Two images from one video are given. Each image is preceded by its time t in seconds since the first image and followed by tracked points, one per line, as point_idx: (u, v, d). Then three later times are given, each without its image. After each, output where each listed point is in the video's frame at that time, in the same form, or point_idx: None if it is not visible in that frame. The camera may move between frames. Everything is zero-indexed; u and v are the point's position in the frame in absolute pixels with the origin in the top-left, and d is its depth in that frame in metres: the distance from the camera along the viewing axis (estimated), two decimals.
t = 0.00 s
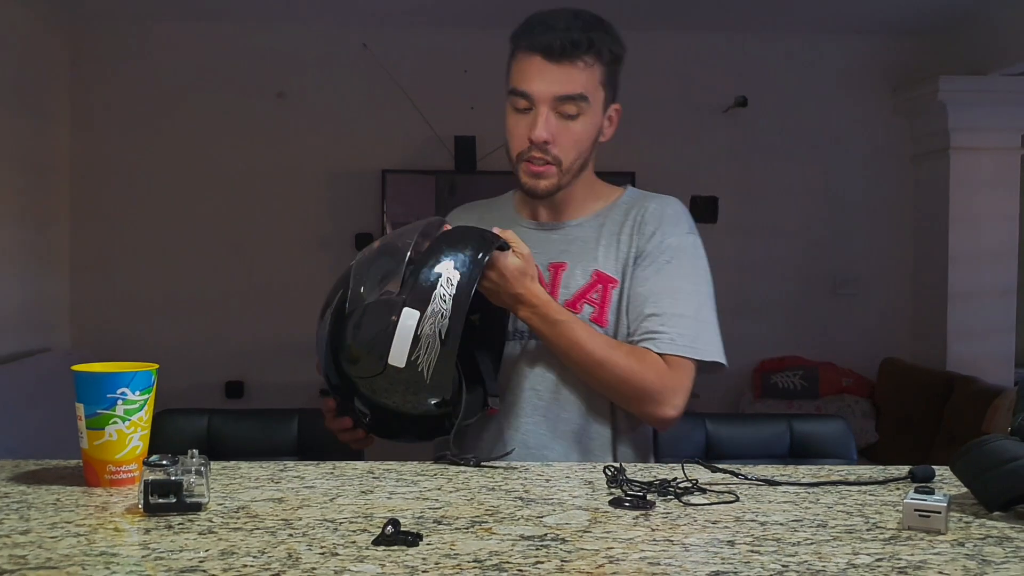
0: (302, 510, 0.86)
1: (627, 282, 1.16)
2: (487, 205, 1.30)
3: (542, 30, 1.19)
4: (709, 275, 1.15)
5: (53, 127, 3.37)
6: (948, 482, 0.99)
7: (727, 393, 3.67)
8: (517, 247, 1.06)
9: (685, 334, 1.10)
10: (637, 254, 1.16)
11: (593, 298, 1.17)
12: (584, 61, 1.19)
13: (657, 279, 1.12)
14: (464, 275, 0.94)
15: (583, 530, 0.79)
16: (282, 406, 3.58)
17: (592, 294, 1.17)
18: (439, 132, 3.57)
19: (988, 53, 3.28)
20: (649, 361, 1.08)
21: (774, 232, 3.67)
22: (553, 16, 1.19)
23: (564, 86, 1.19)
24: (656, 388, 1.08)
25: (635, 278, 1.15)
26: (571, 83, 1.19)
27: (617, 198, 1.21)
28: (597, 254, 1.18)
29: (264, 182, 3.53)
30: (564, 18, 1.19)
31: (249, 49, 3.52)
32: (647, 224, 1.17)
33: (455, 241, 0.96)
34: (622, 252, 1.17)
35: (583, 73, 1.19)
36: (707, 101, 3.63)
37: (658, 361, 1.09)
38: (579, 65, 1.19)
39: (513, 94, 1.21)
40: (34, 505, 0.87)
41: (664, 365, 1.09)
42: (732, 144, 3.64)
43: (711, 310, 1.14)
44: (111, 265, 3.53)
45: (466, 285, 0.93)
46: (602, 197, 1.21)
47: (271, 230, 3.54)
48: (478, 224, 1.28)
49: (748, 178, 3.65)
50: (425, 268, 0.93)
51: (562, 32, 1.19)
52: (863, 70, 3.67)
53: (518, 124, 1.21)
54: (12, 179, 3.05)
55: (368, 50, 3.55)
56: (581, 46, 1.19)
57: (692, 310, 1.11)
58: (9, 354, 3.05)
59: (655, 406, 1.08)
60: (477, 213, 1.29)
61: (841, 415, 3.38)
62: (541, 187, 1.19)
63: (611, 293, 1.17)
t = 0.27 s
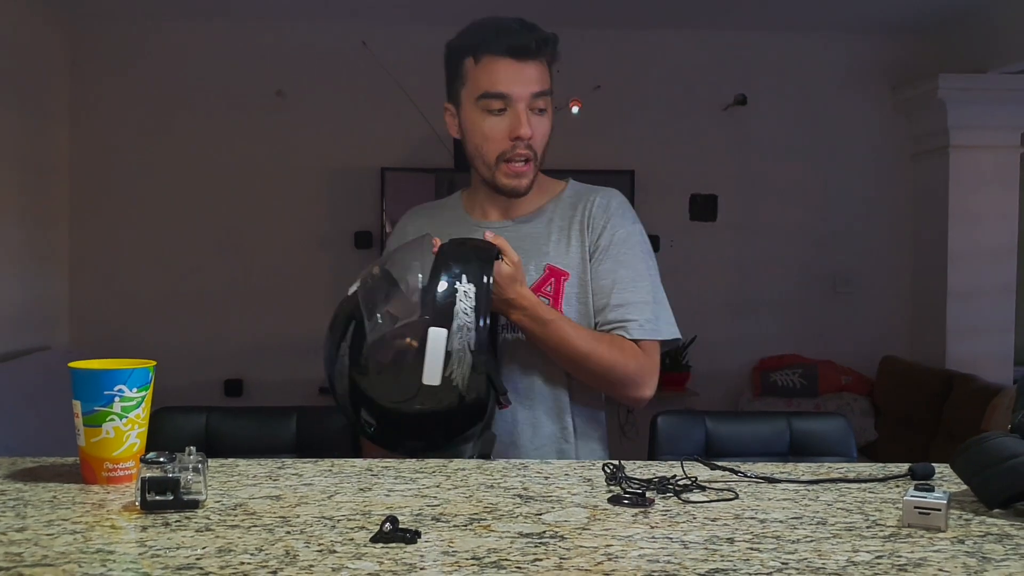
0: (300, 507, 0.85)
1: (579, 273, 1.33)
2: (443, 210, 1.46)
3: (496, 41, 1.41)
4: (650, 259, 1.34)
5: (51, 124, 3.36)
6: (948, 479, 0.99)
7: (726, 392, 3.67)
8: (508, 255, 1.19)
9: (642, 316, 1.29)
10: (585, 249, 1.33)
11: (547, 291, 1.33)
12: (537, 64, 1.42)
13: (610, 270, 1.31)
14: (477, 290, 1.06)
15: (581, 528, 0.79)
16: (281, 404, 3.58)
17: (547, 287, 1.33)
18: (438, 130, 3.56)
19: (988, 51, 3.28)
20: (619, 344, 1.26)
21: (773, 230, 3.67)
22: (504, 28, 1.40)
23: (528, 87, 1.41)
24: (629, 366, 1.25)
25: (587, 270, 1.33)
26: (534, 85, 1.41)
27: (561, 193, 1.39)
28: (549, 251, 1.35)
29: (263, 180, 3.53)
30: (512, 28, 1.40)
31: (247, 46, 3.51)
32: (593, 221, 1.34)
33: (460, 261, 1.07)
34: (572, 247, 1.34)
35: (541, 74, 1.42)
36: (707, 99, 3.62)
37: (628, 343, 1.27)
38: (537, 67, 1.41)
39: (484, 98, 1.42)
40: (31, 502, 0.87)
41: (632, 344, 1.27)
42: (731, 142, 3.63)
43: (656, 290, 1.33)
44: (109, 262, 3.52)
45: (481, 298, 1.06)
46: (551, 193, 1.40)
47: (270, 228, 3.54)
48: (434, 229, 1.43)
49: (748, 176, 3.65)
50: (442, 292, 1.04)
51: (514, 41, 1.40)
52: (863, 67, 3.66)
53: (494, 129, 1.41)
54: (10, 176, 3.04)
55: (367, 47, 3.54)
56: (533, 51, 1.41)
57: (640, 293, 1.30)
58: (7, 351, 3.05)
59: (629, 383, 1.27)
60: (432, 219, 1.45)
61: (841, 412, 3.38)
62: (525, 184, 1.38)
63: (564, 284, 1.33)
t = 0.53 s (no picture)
0: (302, 505, 0.85)
1: (568, 267, 1.35)
2: (423, 204, 1.43)
3: (492, 44, 1.46)
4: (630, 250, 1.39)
5: (52, 122, 3.36)
6: (949, 477, 0.99)
7: (726, 391, 3.68)
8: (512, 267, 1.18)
9: (632, 307, 1.32)
10: (573, 245, 1.35)
11: (540, 287, 1.33)
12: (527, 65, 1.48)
13: (599, 263, 1.34)
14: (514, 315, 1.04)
15: (583, 525, 0.79)
16: (281, 402, 3.58)
17: (540, 282, 1.34)
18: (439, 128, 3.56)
19: (989, 50, 3.27)
20: (615, 336, 1.29)
21: (774, 228, 3.67)
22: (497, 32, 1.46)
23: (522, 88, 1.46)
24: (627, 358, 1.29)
25: (575, 265, 1.35)
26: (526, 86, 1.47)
27: (540, 188, 1.41)
28: (537, 247, 1.35)
29: (264, 178, 3.52)
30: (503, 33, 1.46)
31: (248, 44, 3.51)
32: (578, 215, 1.36)
33: (489, 288, 1.05)
34: (560, 242, 1.35)
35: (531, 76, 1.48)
36: (707, 97, 3.62)
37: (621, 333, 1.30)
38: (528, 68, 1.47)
39: (484, 99, 1.46)
40: (32, 499, 0.87)
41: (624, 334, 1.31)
42: (732, 140, 3.63)
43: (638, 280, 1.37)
44: (110, 260, 3.52)
45: (520, 321, 1.05)
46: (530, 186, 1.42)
47: (271, 226, 3.54)
48: (414, 226, 1.41)
49: (748, 175, 3.64)
50: (481, 323, 1.02)
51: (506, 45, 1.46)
52: (863, 66, 3.66)
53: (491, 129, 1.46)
54: (11, 173, 3.04)
55: (368, 45, 3.54)
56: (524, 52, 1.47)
57: (626, 284, 1.34)
58: (8, 349, 3.05)
59: (628, 373, 1.31)
60: (411, 216, 1.42)
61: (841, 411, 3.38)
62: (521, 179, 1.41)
63: (555, 280, 1.34)
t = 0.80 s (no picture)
0: (303, 504, 0.85)
1: (583, 269, 1.36)
2: (438, 208, 1.42)
3: (493, 54, 1.46)
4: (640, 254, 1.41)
5: (53, 122, 3.37)
6: (949, 476, 0.99)
7: (726, 391, 3.68)
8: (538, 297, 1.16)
9: (644, 308, 1.35)
10: (589, 248, 1.36)
11: (556, 288, 1.33)
12: (529, 71, 1.47)
13: (614, 266, 1.36)
14: (542, 343, 0.97)
15: (584, 524, 0.79)
16: (281, 401, 3.58)
17: (555, 284, 1.33)
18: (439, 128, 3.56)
19: (989, 50, 3.28)
20: (629, 342, 1.32)
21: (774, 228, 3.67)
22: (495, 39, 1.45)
23: (523, 94, 1.46)
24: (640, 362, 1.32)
25: (590, 267, 1.36)
26: (527, 92, 1.46)
27: (552, 190, 1.41)
28: (552, 249, 1.36)
29: (264, 178, 3.53)
30: (503, 40, 1.45)
31: (248, 44, 3.51)
32: (593, 218, 1.37)
33: (518, 321, 0.96)
34: (574, 244, 1.36)
35: (532, 81, 1.47)
36: (707, 97, 3.62)
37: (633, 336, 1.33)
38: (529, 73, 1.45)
39: (485, 110, 1.46)
40: (34, 499, 0.87)
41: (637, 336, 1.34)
42: (732, 140, 3.63)
43: (649, 283, 1.40)
44: (110, 259, 3.52)
45: (550, 352, 0.97)
46: (540, 191, 1.41)
47: (271, 226, 3.54)
48: (429, 228, 1.40)
49: (748, 175, 3.65)
50: (510, 360, 0.94)
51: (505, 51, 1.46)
52: (863, 66, 3.66)
53: (494, 137, 1.47)
54: (12, 173, 3.05)
55: (368, 45, 3.54)
56: (524, 58, 1.47)
57: (639, 287, 1.36)
58: (9, 348, 3.05)
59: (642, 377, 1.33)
60: (426, 218, 1.41)
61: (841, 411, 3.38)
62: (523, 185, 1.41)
63: (569, 281, 1.34)
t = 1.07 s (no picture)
0: (303, 506, 0.86)
1: (611, 273, 1.36)
2: (471, 202, 1.43)
3: (505, 68, 1.42)
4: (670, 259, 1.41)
5: (52, 122, 3.37)
6: (947, 477, 0.99)
7: (726, 391, 3.68)
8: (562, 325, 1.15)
9: (671, 315, 1.35)
10: (618, 252, 1.37)
11: (582, 290, 1.35)
12: (546, 85, 1.43)
13: (642, 272, 1.36)
14: (569, 372, 0.98)
15: (584, 526, 0.79)
16: (280, 402, 3.58)
17: (581, 286, 1.35)
18: (439, 129, 3.56)
19: (987, 50, 3.29)
20: (648, 354, 1.33)
21: (773, 228, 3.67)
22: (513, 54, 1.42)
23: (534, 109, 1.42)
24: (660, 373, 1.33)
25: (618, 272, 1.37)
26: (539, 107, 1.43)
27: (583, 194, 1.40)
28: (581, 251, 1.37)
29: (263, 178, 3.53)
30: (523, 53, 1.42)
31: (247, 44, 3.51)
32: (624, 224, 1.37)
33: (544, 351, 0.97)
34: (604, 247, 1.37)
35: (548, 97, 1.43)
36: (707, 98, 3.63)
37: (652, 345, 1.34)
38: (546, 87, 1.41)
39: (490, 124, 1.44)
40: (35, 500, 0.87)
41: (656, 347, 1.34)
42: (731, 141, 3.64)
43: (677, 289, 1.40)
44: (110, 259, 3.52)
45: (576, 379, 0.99)
46: (570, 193, 1.41)
47: (270, 226, 3.54)
48: (462, 222, 1.41)
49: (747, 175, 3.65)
50: (538, 391, 0.95)
51: (523, 65, 1.42)
52: (862, 67, 3.67)
53: (498, 149, 1.44)
54: (12, 173, 3.05)
55: (368, 46, 3.54)
56: (543, 72, 1.42)
57: (667, 294, 1.37)
58: (8, 349, 3.05)
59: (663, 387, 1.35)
60: (460, 212, 1.42)
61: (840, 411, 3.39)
62: (531, 198, 1.39)
63: (596, 284, 1.35)
